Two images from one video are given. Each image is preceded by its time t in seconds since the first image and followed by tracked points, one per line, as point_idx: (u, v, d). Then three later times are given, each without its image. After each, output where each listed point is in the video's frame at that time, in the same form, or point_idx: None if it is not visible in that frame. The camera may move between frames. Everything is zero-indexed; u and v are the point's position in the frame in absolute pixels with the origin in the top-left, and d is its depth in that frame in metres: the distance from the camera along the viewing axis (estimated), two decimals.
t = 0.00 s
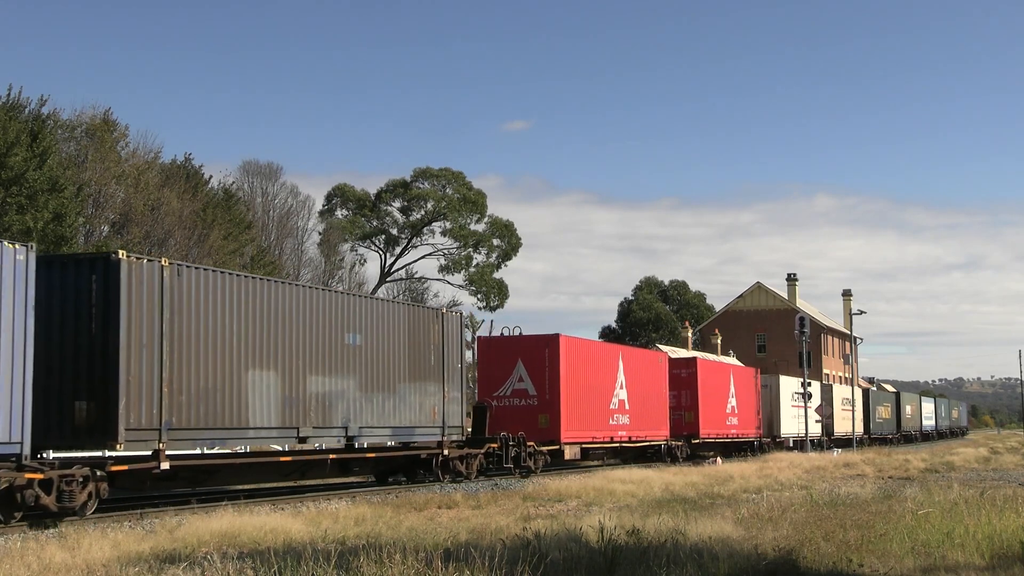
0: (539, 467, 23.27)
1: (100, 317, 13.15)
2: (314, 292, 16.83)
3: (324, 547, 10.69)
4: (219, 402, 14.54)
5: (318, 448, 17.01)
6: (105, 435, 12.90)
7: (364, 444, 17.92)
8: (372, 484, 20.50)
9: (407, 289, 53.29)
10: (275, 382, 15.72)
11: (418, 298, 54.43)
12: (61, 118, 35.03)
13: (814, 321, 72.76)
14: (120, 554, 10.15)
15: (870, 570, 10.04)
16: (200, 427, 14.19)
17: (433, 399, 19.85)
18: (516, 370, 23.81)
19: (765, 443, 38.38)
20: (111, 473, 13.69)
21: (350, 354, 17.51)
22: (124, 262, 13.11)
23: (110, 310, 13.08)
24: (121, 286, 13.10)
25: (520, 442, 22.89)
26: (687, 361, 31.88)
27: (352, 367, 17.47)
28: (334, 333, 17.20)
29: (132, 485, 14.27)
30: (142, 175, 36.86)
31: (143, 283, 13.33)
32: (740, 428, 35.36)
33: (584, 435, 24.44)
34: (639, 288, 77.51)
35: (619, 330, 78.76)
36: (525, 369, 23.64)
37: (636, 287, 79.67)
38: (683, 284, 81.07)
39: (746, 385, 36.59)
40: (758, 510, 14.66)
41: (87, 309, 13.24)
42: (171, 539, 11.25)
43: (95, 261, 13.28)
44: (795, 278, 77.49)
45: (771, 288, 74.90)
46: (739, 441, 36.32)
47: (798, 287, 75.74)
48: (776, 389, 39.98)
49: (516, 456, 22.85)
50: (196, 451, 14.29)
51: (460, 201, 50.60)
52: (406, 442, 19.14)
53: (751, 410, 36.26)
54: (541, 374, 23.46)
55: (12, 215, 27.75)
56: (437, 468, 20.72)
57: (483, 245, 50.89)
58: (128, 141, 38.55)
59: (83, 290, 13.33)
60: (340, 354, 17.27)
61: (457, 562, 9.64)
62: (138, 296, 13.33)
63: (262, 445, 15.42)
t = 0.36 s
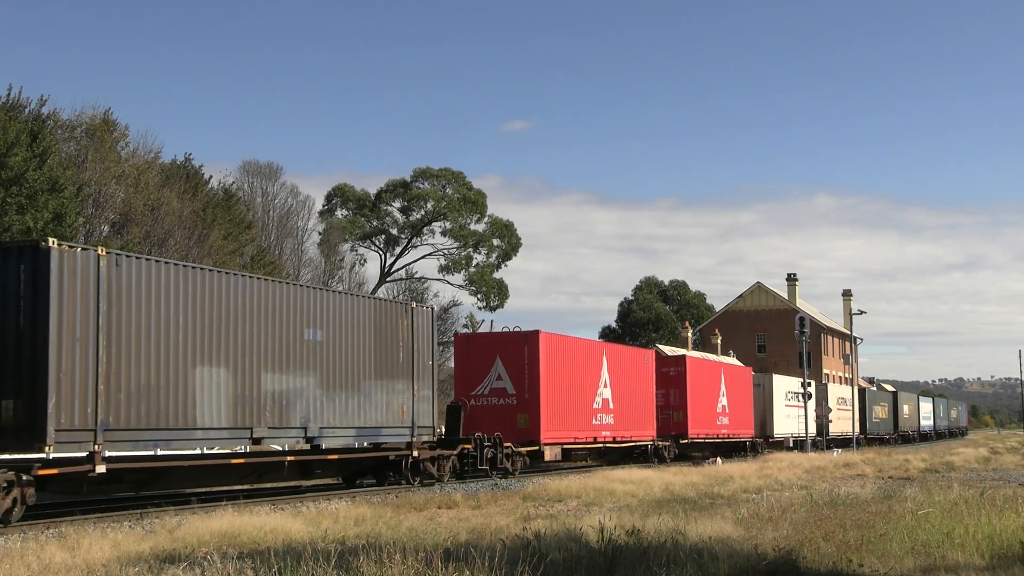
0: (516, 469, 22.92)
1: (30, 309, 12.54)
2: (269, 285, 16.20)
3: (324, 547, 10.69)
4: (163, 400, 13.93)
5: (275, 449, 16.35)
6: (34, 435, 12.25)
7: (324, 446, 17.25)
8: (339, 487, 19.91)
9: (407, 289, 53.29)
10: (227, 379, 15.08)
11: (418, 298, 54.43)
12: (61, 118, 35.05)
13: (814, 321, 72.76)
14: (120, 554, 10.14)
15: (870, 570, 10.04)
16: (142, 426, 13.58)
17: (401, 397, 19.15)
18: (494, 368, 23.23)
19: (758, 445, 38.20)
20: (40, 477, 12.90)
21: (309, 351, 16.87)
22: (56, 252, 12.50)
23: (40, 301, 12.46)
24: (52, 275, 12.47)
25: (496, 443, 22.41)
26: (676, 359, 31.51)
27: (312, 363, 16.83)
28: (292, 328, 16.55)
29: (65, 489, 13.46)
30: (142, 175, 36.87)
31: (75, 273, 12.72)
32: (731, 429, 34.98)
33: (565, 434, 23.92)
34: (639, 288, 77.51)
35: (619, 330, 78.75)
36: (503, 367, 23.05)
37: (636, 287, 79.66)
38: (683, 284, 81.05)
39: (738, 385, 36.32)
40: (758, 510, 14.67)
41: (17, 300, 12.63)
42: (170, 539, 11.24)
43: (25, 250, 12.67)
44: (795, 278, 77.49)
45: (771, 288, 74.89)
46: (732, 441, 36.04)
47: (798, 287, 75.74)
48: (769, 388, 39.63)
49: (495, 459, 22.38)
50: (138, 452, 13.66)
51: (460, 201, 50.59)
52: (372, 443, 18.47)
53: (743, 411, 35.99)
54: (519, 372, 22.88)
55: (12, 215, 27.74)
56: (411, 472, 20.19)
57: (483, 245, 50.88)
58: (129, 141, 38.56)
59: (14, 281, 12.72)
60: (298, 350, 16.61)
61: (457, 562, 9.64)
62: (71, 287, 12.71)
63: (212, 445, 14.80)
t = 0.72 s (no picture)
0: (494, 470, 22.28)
1: None
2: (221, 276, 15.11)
3: (324, 547, 10.69)
4: (100, 399, 12.88)
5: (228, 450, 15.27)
6: None
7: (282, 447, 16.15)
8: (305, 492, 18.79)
9: (407, 289, 53.28)
10: (172, 377, 14.00)
11: (418, 298, 54.44)
12: (61, 118, 35.11)
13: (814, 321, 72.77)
14: (121, 554, 10.15)
15: (870, 570, 10.05)
16: (76, 427, 12.55)
17: (367, 396, 18.12)
18: (471, 366, 22.71)
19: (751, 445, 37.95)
20: None
21: (265, 347, 15.78)
22: None
23: None
24: None
25: (470, 445, 21.69)
26: (664, 357, 31.34)
27: (268, 360, 15.77)
28: (246, 322, 15.47)
29: None
30: (142, 175, 36.89)
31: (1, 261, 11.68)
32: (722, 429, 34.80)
33: (545, 436, 23.38)
34: (639, 288, 77.53)
35: (619, 330, 78.77)
36: (481, 366, 22.55)
37: (636, 287, 79.68)
38: (683, 284, 81.06)
39: (731, 383, 36.21)
40: (758, 510, 14.67)
41: None
42: (171, 539, 11.25)
43: None
44: (795, 277, 77.50)
45: (771, 288, 74.88)
46: (723, 441, 35.93)
47: (798, 287, 75.77)
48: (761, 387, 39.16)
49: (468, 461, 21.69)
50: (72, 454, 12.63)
51: (460, 201, 50.58)
52: (335, 444, 17.40)
53: (734, 410, 35.90)
54: (497, 370, 22.37)
55: (12, 214, 27.75)
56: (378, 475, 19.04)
57: (483, 245, 50.89)
58: (128, 141, 38.58)
59: None
60: (252, 345, 15.52)
61: (457, 562, 9.65)
62: None
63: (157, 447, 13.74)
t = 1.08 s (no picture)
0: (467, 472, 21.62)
1: None
2: (165, 266, 14.04)
3: (324, 547, 10.69)
4: (28, 396, 11.92)
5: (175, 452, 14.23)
6: None
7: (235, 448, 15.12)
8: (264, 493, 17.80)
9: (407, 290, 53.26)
10: (110, 373, 12.96)
11: (418, 298, 54.42)
12: (61, 118, 35.13)
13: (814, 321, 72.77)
14: (120, 554, 10.15)
15: (870, 570, 10.05)
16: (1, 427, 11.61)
17: (330, 394, 17.09)
18: (445, 364, 22.00)
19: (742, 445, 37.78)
20: None
21: (215, 342, 14.74)
22: None
23: None
24: None
25: (443, 446, 21.03)
26: (651, 356, 31.13)
27: (218, 356, 14.73)
28: (194, 316, 14.42)
29: None
30: (142, 175, 36.91)
31: None
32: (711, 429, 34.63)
33: (523, 436, 22.79)
34: (639, 288, 77.54)
35: (619, 330, 78.77)
36: (456, 363, 21.86)
37: (636, 287, 79.68)
38: (683, 284, 81.04)
39: (721, 382, 36.09)
40: (758, 510, 14.66)
41: None
42: (170, 539, 11.24)
43: None
44: (795, 278, 77.53)
45: (771, 288, 74.89)
46: (715, 442, 35.85)
47: (798, 287, 75.80)
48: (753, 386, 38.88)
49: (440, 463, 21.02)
50: None
51: (460, 201, 50.58)
52: (295, 446, 16.35)
53: (724, 409, 35.76)
54: (472, 369, 21.70)
55: (12, 214, 27.76)
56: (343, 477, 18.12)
57: (483, 245, 50.89)
58: (128, 141, 38.59)
59: None
60: (199, 340, 14.45)
61: (457, 562, 9.64)
62: None
63: (93, 448, 12.73)
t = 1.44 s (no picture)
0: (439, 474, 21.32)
1: None
2: (105, 257, 13.24)
3: (324, 547, 10.69)
4: None
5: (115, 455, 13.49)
6: None
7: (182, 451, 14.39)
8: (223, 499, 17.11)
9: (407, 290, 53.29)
10: (39, 370, 12.20)
11: (418, 298, 54.46)
12: (61, 118, 35.10)
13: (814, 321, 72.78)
14: (120, 554, 10.15)
15: (870, 570, 10.05)
16: None
17: (287, 393, 16.37)
18: (418, 362, 21.75)
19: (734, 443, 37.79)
20: None
21: (159, 337, 13.97)
22: None
23: None
24: None
25: (414, 447, 20.59)
26: (638, 354, 31.02)
27: (161, 352, 13.95)
28: (134, 310, 13.62)
29: None
30: (142, 175, 36.90)
31: None
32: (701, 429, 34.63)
33: (501, 437, 22.70)
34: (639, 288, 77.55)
35: (619, 330, 78.78)
36: (430, 361, 21.64)
37: (636, 287, 79.68)
38: (683, 284, 81.03)
39: (711, 381, 36.07)
40: (758, 510, 14.67)
41: None
42: (171, 539, 11.24)
43: None
44: (795, 278, 77.56)
45: (770, 288, 74.90)
46: (707, 442, 35.86)
47: (798, 288, 75.83)
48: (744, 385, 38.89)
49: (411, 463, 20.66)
50: None
51: (460, 201, 50.60)
52: (248, 447, 15.63)
53: (713, 407, 35.76)
54: (447, 367, 21.51)
55: (12, 214, 27.78)
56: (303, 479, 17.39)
57: (483, 245, 50.94)
58: (128, 141, 38.59)
59: None
60: (140, 336, 13.67)
61: (457, 562, 9.64)
62: None
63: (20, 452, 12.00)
